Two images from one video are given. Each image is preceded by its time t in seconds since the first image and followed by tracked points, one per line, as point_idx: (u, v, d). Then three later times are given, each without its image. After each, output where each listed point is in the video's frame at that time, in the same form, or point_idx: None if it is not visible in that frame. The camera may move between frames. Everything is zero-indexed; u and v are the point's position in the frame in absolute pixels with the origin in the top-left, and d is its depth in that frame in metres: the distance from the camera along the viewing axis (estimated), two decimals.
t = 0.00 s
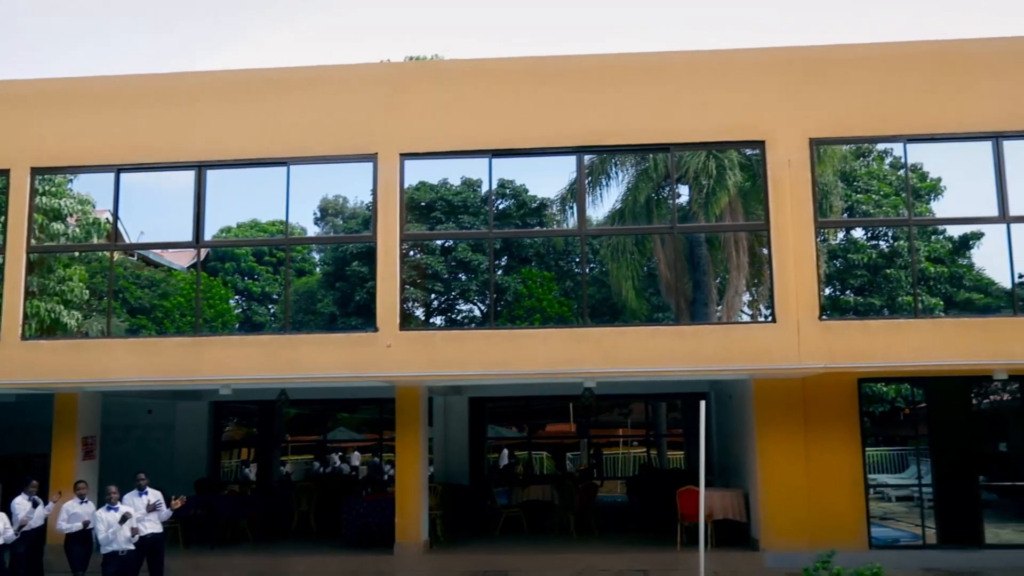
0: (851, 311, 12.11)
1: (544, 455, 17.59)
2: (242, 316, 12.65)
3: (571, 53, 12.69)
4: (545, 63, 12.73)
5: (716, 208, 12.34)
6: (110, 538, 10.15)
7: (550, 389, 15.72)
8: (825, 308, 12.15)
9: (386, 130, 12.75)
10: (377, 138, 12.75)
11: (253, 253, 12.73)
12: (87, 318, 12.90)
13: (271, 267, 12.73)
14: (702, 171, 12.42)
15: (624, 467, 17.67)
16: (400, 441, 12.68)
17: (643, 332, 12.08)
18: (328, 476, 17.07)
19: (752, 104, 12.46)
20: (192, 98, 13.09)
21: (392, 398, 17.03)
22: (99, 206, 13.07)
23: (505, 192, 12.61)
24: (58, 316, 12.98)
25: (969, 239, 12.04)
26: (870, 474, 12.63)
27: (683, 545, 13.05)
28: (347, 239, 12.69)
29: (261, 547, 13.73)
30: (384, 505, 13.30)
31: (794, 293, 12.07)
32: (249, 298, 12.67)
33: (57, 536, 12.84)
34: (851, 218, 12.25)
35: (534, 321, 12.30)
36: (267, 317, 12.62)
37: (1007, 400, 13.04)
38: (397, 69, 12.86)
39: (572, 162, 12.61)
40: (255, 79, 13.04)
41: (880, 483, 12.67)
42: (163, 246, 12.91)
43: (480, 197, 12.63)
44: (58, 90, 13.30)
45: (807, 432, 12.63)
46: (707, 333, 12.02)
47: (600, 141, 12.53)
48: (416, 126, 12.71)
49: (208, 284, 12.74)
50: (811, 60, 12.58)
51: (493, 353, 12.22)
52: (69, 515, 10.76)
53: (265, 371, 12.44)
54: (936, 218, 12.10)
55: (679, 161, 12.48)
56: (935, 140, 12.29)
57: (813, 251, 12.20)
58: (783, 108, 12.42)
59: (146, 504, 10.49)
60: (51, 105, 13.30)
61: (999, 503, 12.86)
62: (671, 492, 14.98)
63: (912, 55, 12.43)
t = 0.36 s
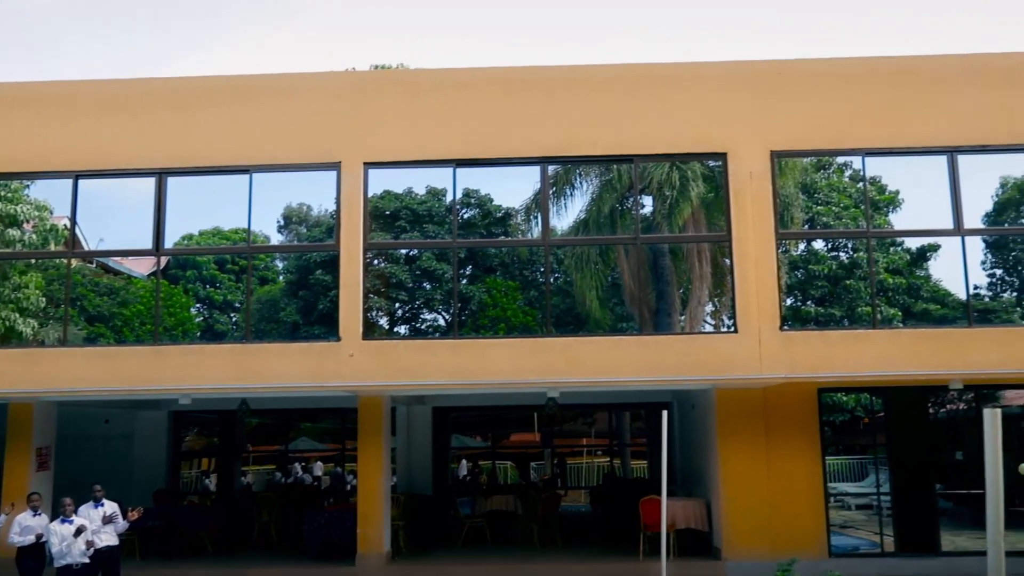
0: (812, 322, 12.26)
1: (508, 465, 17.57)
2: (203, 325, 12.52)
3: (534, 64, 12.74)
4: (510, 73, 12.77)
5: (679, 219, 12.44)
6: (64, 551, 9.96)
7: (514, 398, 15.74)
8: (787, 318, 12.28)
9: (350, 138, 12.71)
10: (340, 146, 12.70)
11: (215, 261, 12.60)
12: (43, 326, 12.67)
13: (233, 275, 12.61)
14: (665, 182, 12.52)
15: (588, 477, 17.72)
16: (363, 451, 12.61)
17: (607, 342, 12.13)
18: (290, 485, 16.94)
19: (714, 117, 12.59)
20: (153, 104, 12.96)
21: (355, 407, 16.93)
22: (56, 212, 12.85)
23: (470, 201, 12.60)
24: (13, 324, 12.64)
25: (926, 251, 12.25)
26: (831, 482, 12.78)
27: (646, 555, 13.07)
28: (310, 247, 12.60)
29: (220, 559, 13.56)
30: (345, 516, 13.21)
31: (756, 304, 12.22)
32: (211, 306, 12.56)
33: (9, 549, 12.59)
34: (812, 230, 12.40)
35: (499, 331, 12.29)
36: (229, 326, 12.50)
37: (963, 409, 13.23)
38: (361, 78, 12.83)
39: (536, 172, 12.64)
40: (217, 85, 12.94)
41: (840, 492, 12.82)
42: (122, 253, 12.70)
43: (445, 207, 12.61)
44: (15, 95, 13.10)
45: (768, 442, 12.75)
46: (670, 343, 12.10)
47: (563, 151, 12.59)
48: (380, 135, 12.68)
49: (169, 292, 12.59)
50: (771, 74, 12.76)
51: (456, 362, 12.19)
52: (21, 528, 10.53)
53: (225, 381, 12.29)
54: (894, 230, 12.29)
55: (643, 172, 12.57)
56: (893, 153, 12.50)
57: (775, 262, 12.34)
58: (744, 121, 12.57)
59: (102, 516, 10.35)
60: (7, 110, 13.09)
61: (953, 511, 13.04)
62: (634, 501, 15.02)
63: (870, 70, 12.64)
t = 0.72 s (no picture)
0: (775, 330, 12.41)
1: (473, 473, 17.52)
2: (166, 333, 12.38)
3: (500, 74, 12.79)
4: (476, 82, 12.80)
5: (644, 228, 12.52)
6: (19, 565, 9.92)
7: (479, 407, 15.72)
8: (751, 327, 12.41)
9: (315, 146, 12.65)
10: (306, 154, 12.63)
11: (178, 268, 12.46)
12: None
13: (196, 283, 12.48)
14: (630, 191, 12.60)
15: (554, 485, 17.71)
16: (326, 460, 12.52)
17: (572, 350, 12.16)
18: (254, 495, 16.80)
19: (679, 127, 12.70)
20: (116, 111, 12.82)
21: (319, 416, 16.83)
22: (14, 219, 12.63)
23: (436, 210, 12.59)
24: None
25: (887, 260, 12.44)
26: (794, 489, 12.90)
27: (611, 563, 13.12)
28: (274, 255, 12.51)
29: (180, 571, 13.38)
30: (309, 527, 13.10)
31: (719, 312, 12.31)
32: (173, 314, 12.41)
33: None
34: (775, 239, 12.54)
35: (465, 339, 12.27)
36: (192, 334, 12.36)
37: (923, 415, 13.36)
38: (327, 86, 12.79)
39: (503, 181, 12.66)
40: (180, 92, 12.83)
41: (804, 498, 12.95)
42: (83, 261, 12.52)
43: (411, 215, 12.58)
44: None
45: (732, 449, 12.84)
46: (635, 352, 12.16)
47: (529, 161, 12.62)
48: (346, 143, 12.64)
49: (131, 300, 12.43)
50: (735, 86, 12.91)
51: (421, 371, 12.16)
52: None
53: (187, 390, 12.15)
54: (856, 239, 12.45)
55: (608, 181, 12.63)
56: (854, 164, 12.68)
57: (738, 271, 12.44)
58: (708, 131, 12.70)
59: (57, 529, 10.12)
60: None
61: (913, 517, 13.14)
62: (600, 509, 15.06)
63: (831, 82, 12.83)
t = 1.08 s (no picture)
0: (741, 336, 12.49)
1: (442, 481, 17.59)
2: (129, 340, 12.21)
3: (468, 80, 12.79)
4: (443, 88, 12.80)
5: (611, 235, 12.59)
6: None
7: (448, 413, 15.70)
8: (717, 333, 12.50)
9: (281, 152, 12.57)
10: (272, 160, 12.56)
11: (142, 275, 12.32)
12: None
13: (161, 289, 12.33)
14: (598, 198, 12.66)
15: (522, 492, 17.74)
16: (293, 468, 12.43)
17: (539, 357, 12.18)
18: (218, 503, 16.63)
19: (645, 134, 12.79)
20: (77, 115, 12.66)
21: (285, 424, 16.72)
22: None
23: (404, 216, 12.56)
24: None
25: (851, 266, 12.59)
26: (760, 494, 13.01)
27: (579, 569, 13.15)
28: (239, 262, 12.40)
29: None
30: (274, 535, 13.00)
31: (685, 318, 12.41)
32: (137, 321, 12.26)
33: None
34: (741, 245, 12.65)
35: (433, 346, 12.25)
36: (156, 341, 12.22)
37: (886, 419, 13.52)
38: (293, 92, 12.74)
39: (471, 187, 12.66)
40: (144, 96, 12.69)
41: (770, 502, 13.05)
42: (44, 268, 12.33)
43: (379, 221, 12.55)
44: None
45: (698, 455, 12.93)
46: (603, 358, 12.21)
47: (497, 167, 12.64)
48: (313, 149, 12.58)
49: (92, 306, 12.26)
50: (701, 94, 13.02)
51: (388, 378, 12.12)
52: None
53: (150, 399, 12.01)
54: (820, 246, 12.59)
55: (576, 188, 12.69)
56: (818, 171, 12.84)
57: (704, 277, 12.54)
58: (674, 139, 12.79)
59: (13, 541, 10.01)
60: None
61: (877, 520, 13.31)
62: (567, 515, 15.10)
63: (794, 91, 12.99)
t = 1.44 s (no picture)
0: (710, 339, 12.58)
1: (412, 485, 17.40)
2: (95, 346, 12.07)
3: (436, 85, 12.78)
4: (412, 92, 12.77)
5: (581, 239, 12.63)
6: None
7: (417, 418, 15.64)
8: (687, 336, 12.56)
9: (248, 156, 12.49)
10: (239, 164, 12.47)
11: (108, 280, 12.18)
12: None
13: (127, 294, 12.22)
14: (567, 202, 12.70)
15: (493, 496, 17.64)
16: (261, 474, 12.33)
17: (508, 361, 12.19)
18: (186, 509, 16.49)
19: (613, 139, 12.86)
20: (40, 118, 12.49)
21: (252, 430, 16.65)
22: None
23: (373, 220, 12.52)
24: None
25: (818, 269, 12.73)
26: (729, 496, 13.10)
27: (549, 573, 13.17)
28: (207, 267, 12.29)
29: None
30: (242, 542, 12.89)
31: (654, 322, 12.47)
32: (102, 327, 12.10)
33: None
34: (710, 249, 12.74)
35: (403, 350, 12.22)
36: (122, 347, 12.09)
37: (853, 421, 13.70)
38: (260, 96, 12.65)
39: (440, 191, 12.65)
40: (107, 100, 12.55)
41: (739, 504, 13.14)
42: (5, 273, 12.12)
43: (348, 225, 12.49)
44: None
45: (667, 458, 12.99)
46: (572, 363, 12.24)
47: (465, 172, 12.64)
48: (280, 153, 12.51)
49: (56, 312, 12.09)
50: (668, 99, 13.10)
51: (356, 383, 12.07)
52: None
53: (115, 405, 11.87)
54: (788, 249, 12.72)
55: (545, 192, 12.72)
56: (784, 176, 12.98)
57: (672, 281, 12.61)
58: (642, 144, 12.87)
59: None
60: None
61: (844, 520, 13.46)
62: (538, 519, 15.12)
63: (761, 96, 13.11)
